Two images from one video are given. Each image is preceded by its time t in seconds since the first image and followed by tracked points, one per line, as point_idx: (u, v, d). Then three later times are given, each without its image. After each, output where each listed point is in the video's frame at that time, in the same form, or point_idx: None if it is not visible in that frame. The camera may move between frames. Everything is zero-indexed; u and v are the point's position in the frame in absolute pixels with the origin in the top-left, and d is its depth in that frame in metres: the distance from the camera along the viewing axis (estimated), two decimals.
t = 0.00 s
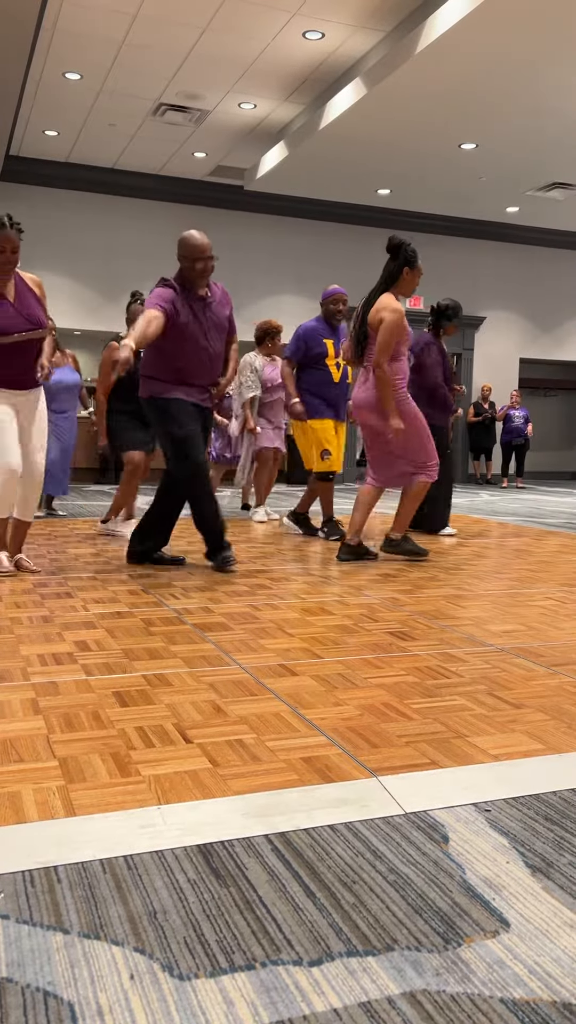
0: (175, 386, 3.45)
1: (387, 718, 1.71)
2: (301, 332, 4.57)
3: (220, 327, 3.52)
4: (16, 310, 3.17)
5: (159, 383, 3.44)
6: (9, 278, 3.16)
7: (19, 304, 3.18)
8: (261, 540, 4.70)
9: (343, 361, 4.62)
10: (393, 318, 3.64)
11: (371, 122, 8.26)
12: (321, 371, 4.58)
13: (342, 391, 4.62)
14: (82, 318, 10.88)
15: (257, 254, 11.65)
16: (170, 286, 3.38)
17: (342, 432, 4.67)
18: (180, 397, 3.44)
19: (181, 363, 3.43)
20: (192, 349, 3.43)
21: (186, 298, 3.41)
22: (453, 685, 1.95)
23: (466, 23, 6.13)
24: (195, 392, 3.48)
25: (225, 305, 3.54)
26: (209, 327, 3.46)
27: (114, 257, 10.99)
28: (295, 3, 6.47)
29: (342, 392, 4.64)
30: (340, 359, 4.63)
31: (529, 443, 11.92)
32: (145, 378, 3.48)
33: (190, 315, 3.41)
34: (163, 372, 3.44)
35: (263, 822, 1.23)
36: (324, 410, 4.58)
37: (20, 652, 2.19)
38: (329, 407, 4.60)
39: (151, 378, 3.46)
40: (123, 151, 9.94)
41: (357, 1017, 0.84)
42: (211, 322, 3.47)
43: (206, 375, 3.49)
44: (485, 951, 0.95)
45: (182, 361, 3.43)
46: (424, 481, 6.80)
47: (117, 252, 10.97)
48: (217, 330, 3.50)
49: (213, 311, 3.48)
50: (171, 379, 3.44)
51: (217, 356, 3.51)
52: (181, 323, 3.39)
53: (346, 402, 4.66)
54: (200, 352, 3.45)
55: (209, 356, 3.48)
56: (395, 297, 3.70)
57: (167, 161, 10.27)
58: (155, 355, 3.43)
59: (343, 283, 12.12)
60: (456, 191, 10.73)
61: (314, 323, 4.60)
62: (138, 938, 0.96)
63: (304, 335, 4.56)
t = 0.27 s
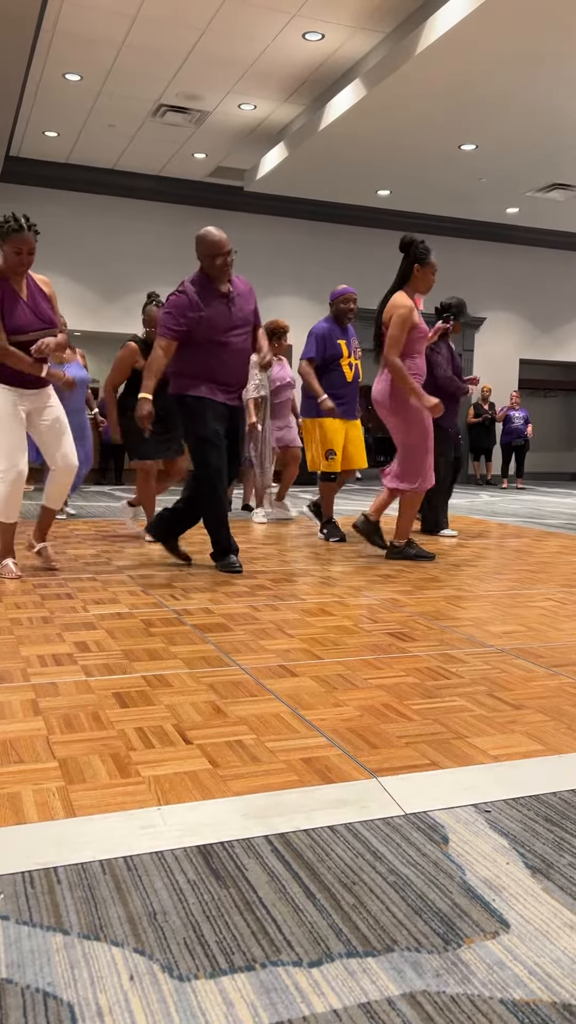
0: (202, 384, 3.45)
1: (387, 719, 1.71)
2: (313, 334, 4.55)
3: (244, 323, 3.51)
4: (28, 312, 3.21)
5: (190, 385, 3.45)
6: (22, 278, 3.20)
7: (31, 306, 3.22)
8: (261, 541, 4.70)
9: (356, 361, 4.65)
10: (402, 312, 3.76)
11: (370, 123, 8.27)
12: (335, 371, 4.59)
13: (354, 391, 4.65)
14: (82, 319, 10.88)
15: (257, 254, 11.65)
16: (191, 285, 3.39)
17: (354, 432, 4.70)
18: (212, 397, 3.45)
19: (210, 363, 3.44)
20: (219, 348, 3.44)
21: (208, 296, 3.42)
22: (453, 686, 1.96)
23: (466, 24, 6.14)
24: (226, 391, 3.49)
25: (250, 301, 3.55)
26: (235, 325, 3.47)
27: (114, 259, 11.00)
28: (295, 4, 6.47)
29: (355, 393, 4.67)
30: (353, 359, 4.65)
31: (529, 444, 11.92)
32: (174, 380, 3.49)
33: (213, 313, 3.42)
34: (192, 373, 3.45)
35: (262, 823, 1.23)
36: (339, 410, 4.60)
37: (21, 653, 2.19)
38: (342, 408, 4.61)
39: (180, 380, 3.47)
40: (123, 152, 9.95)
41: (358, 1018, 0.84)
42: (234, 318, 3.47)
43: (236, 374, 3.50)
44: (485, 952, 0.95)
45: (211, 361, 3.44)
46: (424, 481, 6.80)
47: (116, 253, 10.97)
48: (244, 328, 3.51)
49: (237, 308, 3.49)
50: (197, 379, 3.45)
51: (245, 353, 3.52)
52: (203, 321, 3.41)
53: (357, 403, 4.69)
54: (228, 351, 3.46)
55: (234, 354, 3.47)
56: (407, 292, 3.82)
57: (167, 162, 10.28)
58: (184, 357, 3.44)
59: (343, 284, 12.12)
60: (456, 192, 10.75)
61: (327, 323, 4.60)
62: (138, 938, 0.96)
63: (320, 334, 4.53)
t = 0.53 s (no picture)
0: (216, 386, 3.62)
1: (387, 720, 1.71)
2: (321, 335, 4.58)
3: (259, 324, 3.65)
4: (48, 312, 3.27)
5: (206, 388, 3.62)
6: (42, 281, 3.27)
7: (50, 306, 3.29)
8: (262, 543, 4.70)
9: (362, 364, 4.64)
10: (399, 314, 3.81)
11: (371, 125, 8.27)
12: (342, 373, 4.60)
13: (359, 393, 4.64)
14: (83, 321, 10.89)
15: (257, 256, 11.66)
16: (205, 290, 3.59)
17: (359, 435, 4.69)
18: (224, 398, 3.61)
19: (224, 367, 3.61)
20: (232, 352, 3.60)
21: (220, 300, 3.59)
22: (453, 688, 1.95)
23: (468, 25, 6.14)
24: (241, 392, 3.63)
25: (266, 305, 3.67)
26: (248, 329, 3.62)
27: (114, 260, 11.01)
28: (296, 6, 6.48)
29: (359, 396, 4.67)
30: (360, 362, 4.64)
31: (529, 444, 11.92)
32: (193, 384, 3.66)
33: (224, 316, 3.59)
34: (207, 377, 3.62)
35: (263, 825, 1.23)
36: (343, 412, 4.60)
37: (21, 654, 2.19)
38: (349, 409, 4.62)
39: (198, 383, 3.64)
40: (123, 154, 9.97)
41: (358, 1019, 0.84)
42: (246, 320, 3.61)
43: (250, 375, 3.63)
44: (485, 953, 0.95)
45: (224, 365, 3.60)
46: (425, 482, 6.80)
47: (116, 254, 10.98)
48: (258, 331, 3.64)
49: (251, 309, 3.63)
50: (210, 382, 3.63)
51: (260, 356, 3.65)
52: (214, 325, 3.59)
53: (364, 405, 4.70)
54: (240, 354, 3.61)
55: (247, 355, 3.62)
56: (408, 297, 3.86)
57: (167, 163, 10.29)
58: (200, 361, 3.63)
59: (342, 284, 12.12)
60: (456, 193, 10.75)
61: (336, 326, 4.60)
62: (138, 940, 0.96)
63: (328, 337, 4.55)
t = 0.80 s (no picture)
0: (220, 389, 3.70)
1: (389, 723, 1.71)
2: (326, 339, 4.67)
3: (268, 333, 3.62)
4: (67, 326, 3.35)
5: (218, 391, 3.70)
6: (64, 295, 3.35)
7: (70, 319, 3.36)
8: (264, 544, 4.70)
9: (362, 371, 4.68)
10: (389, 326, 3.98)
11: (372, 126, 8.27)
12: (341, 378, 4.69)
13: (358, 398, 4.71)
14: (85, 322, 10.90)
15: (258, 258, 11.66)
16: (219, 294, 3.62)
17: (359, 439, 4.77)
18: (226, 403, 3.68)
19: (233, 373, 3.66)
20: (242, 359, 3.64)
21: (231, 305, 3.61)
22: (455, 690, 1.95)
23: (469, 27, 6.13)
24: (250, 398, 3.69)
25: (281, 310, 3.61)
26: (258, 336, 3.62)
27: (115, 262, 11.01)
28: (296, 8, 6.48)
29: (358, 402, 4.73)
30: (360, 369, 4.68)
31: (530, 446, 11.92)
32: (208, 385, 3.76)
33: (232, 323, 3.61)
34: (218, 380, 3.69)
35: (265, 827, 1.23)
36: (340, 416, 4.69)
37: (22, 656, 2.19)
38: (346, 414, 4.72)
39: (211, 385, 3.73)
40: (125, 156, 9.98)
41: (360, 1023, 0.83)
42: (253, 329, 3.61)
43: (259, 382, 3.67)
44: (486, 956, 0.95)
45: (233, 371, 3.65)
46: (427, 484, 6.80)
47: (118, 256, 10.98)
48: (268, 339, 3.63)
49: (261, 318, 3.61)
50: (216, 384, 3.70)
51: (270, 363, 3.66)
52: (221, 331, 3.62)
53: (363, 412, 4.76)
54: (249, 361, 3.64)
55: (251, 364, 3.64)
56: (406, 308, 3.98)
57: (169, 165, 10.30)
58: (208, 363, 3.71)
59: (344, 286, 12.12)
60: (457, 195, 10.75)
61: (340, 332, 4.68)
62: (140, 942, 0.96)
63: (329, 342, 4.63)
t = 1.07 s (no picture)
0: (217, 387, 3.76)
1: (392, 725, 1.71)
2: (319, 339, 4.74)
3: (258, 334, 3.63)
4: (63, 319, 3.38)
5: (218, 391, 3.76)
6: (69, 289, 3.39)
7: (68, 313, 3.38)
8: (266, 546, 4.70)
9: (354, 369, 4.69)
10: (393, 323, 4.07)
11: (375, 129, 8.28)
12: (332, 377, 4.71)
13: (350, 396, 4.72)
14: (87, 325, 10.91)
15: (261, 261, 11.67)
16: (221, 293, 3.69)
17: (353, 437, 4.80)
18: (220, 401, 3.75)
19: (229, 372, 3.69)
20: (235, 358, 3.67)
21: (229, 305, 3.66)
22: (457, 692, 1.95)
23: (471, 30, 6.13)
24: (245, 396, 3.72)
25: (274, 306, 3.58)
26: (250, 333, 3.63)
27: (118, 264, 11.03)
28: (299, 11, 6.48)
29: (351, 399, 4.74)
30: (353, 367, 4.69)
31: (533, 448, 11.91)
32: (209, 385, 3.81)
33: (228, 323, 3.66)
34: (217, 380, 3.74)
35: (267, 829, 1.23)
36: (332, 414, 4.74)
37: (24, 659, 2.18)
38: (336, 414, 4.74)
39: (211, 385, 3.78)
40: (127, 159, 9.99)
41: None
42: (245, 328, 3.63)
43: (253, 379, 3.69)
44: (489, 959, 0.95)
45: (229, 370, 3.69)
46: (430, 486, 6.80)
47: (120, 259, 11.01)
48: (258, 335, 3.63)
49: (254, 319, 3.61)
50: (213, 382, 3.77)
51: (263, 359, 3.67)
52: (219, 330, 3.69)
53: (353, 411, 4.76)
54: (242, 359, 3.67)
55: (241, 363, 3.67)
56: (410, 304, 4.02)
57: (171, 168, 10.31)
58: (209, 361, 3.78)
59: (346, 288, 12.13)
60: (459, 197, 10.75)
61: (334, 330, 4.72)
62: (142, 944, 0.96)
63: (321, 340, 4.71)
